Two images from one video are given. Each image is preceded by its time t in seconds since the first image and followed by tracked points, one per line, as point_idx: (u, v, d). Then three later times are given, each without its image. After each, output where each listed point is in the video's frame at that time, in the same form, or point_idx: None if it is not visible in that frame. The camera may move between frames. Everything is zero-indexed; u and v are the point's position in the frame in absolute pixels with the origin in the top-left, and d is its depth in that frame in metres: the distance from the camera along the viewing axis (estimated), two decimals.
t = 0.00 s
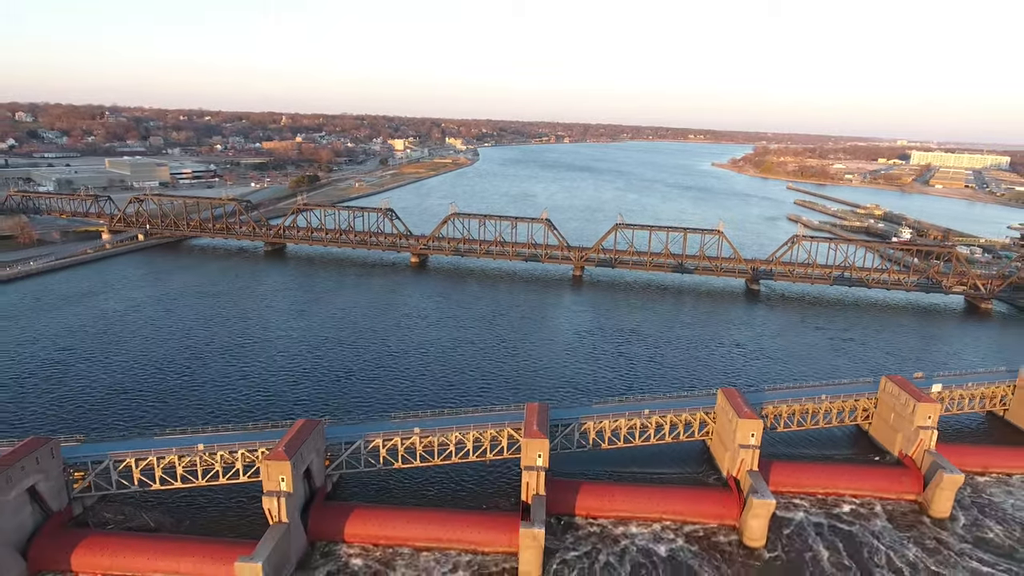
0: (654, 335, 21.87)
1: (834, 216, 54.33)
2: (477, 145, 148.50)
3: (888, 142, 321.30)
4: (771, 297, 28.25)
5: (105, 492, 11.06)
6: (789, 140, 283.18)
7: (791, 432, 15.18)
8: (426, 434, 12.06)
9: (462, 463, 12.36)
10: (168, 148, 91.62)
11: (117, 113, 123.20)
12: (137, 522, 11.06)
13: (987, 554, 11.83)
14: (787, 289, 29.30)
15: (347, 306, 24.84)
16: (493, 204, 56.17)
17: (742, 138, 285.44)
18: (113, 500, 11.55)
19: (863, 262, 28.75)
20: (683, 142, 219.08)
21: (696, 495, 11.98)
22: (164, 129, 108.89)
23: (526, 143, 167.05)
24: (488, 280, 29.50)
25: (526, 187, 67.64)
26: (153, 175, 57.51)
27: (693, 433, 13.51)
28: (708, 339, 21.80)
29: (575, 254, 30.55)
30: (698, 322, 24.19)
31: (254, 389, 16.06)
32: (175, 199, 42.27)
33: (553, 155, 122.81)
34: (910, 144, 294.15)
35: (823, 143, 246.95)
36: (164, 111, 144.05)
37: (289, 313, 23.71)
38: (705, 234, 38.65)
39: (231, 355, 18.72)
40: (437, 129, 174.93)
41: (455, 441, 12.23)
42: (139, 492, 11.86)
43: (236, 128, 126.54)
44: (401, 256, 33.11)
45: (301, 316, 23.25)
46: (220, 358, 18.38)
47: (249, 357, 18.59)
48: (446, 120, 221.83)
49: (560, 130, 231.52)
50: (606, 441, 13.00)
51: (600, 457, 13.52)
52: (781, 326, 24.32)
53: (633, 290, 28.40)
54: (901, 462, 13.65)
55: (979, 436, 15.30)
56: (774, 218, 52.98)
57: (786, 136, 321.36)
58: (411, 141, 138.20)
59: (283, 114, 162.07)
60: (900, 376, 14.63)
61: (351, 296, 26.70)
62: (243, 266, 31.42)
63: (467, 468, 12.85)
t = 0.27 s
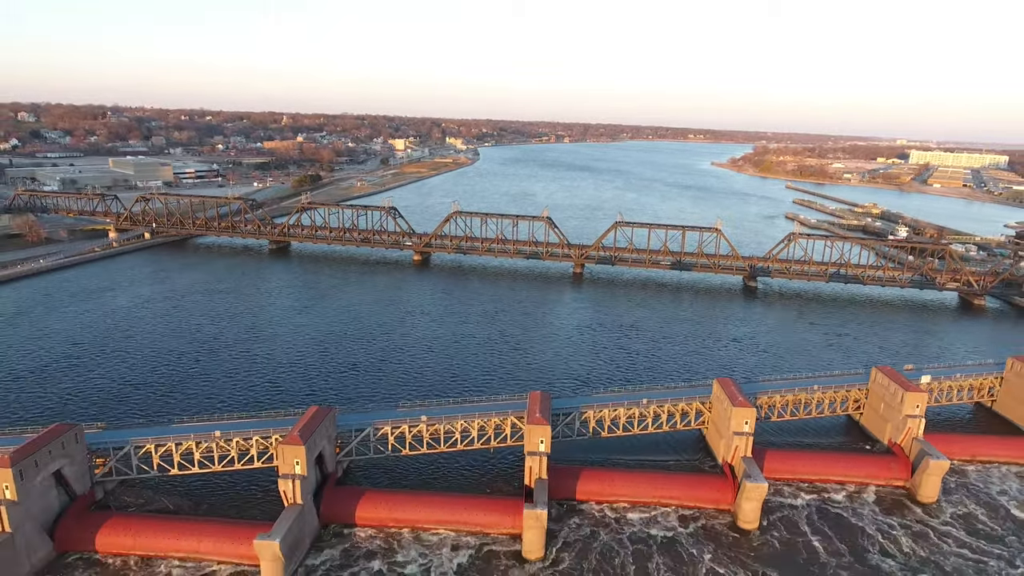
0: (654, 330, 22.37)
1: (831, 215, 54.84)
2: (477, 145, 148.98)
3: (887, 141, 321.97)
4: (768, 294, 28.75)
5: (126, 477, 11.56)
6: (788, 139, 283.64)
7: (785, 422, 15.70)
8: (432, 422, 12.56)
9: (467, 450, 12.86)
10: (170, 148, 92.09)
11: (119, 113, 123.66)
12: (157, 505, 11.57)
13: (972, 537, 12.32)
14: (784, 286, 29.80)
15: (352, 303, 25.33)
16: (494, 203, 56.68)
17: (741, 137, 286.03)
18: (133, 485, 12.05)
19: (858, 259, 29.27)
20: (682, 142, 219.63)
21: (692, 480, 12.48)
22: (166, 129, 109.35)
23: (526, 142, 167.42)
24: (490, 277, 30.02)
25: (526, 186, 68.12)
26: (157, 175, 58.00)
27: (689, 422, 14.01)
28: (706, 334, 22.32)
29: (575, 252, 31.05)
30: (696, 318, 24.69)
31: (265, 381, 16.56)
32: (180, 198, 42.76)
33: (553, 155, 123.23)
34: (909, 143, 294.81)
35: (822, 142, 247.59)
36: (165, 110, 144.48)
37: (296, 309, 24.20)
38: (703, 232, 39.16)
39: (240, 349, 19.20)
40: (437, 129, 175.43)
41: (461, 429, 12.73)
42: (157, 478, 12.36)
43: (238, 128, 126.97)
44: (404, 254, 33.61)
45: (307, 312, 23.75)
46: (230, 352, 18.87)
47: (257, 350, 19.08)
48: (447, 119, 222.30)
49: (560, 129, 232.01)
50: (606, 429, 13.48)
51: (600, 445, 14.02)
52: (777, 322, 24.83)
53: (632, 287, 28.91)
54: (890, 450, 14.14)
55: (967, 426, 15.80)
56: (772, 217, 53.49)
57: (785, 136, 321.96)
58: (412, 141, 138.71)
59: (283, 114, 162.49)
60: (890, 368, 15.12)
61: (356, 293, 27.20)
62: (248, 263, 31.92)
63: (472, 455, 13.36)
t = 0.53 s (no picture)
0: (652, 325, 22.88)
1: (829, 214, 55.29)
2: (478, 144, 149.36)
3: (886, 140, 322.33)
4: (765, 290, 29.24)
5: (146, 462, 12.05)
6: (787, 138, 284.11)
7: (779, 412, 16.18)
8: (439, 411, 13.05)
9: (472, 437, 13.35)
10: (173, 147, 92.50)
11: (121, 112, 124.02)
12: (175, 489, 12.06)
13: (957, 521, 12.83)
14: (780, 282, 30.29)
15: (357, 299, 25.84)
16: (495, 201, 57.14)
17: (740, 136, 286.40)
18: (151, 471, 12.54)
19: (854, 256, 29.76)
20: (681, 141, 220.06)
21: (688, 466, 12.98)
22: (167, 129, 109.75)
23: (526, 142, 167.76)
24: (492, 274, 30.52)
25: (527, 185, 68.56)
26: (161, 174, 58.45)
27: (686, 412, 14.50)
28: (704, 329, 22.82)
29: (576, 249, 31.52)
30: (694, 314, 25.19)
31: (274, 373, 17.04)
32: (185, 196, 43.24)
33: (553, 154, 123.64)
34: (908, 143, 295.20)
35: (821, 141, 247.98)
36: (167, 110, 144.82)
37: (302, 305, 24.71)
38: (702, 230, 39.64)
39: (249, 343, 19.69)
40: (438, 129, 175.80)
41: (466, 417, 13.22)
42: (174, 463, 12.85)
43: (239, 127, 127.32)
44: (407, 252, 34.09)
45: (313, 308, 24.23)
46: (239, 346, 19.36)
47: (265, 344, 19.55)
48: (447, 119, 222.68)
49: (560, 129, 232.35)
50: (606, 418, 13.98)
51: (600, 434, 14.51)
52: (773, 318, 25.33)
53: (632, 284, 29.40)
54: (880, 439, 14.65)
55: (956, 417, 16.30)
56: (771, 216, 53.96)
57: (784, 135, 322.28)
58: (413, 141, 139.13)
59: (284, 114, 162.87)
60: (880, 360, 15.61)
61: (360, 289, 27.70)
62: (254, 261, 32.41)
63: (477, 443, 13.85)
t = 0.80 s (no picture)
0: (650, 321, 23.38)
1: (827, 213, 55.77)
2: (478, 144, 149.82)
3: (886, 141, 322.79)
4: (762, 288, 29.73)
5: (164, 449, 12.55)
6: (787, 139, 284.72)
7: (774, 403, 16.66)
8: (444, 401, 13.54)
9: (477, 426, 13.85)
10: (175, 147, 93.01)
11: (123, 112, 124.51)
12: (192, 475, 12.57)
13: (942, 507, 13.32)
14: (777, 280, 30.78)
15: (361, 295, 26.34)
16: (496, 201, 57.62)
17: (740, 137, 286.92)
18: (169, 457, 13.05)
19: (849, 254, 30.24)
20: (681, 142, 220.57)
21: (685, 454, 13.48)
22: (169, 129, 110.27)
23: (527, 142, 168.27)
24: (493, 272, 31.02)
25: (527, 185, 69.06)
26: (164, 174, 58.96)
27: (683, 402, 15.00)
28: (701, 325, 23.34)
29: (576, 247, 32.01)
30: (692, 310, 25.70)
31: (283, 366, 17.55)
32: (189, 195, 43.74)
33: (553, 154, 124.12)
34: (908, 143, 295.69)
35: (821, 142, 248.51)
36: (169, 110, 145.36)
37: (307, 302, 25.22)
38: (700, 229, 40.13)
39: (257, 337, 20.19)
40: (438, 129, 176.26)
41: (471, 407, 13.71)
42: (190, 451, 13.36)
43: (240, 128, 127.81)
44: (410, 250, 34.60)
45: (318, 304, 24.73)
46: (247, 340, 19.86)
47: (273, 339, 20.06)
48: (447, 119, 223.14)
49: (560, 129, 232.81)
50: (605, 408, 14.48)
51: (600, 424, 15.02)
52: (770, 314, 25.83)
53: (631, 282, 29.91)
54: (871, 429, 15.15)
55: (945, 408, 16.80)
56: (769, 215, 54.46)
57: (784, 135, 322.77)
58: (413, 141, 139.61)
59: (285, 114, 163.33)
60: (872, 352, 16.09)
61: (364, 286, 28.21)
62: (259, 258, 32.91)
63: (481, 432, 14.33)
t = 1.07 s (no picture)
0: (649, 316, 23.88)
1: (825, 211, 56.22)
2: (478, 144, 150.24)
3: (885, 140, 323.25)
4: (759, 284, 30.21)
5: (181, 436, 13.06)
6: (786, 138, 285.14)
7: (769, 395, 17.15)
8: (450, 390, 14.04)
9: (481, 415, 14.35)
10: (177, 147, 93.45)
11: (125, 112, 124.85)
12: (208, 461, 13.08)
13: (929, 492, 13.82)
14: (774, 276, 31.26)
15: (365, 292, 26.84)
16: (497, 200, 58.07)
17: (740, 136, 287.32)
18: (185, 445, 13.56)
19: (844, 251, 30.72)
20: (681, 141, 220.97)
21: (682, 441, 13.98)
22: (171, 129, 110.69)
23: (527, 142, 168.64)
24: (495, 268, 31.51)
25: (528, 184, 69.53)
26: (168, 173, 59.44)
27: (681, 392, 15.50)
28: (699, 320, 23.84)
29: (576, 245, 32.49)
30: (690, 306, 26.19)
31: (292, 359, 18.05)
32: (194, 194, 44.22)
33: (553, 154, 124.52)
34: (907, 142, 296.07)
35: (820, 140, 248.98)
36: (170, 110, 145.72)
37: (313, 298, 25.72)
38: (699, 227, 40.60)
39: (265, 332, 20.69)
40: (439, 129, 176.61)
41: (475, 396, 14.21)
42: (205, 439, 13.87)
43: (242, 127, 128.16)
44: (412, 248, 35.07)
45: (323, 300, 25.23)
46: (256, 334, 20.35)
47: (281, 333, 20.55)
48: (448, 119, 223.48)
49: (560, 128, 233.14)
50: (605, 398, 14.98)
51: (600, 414, 15.51)
52: (766, 310, 26.31)
53: (630, 278, 30.39)
54: (862, 418, 15.65)
55: (934, 399, 17.29)
56: (767, 213, 54.93)
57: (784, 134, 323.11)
58: (414, 140, 140.01)
59: (286, 114, 163.70)
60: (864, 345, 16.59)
61: (368, 283, 28.70)
62: (264, 256, 33.40)
63: (485, 421, 14.83)
